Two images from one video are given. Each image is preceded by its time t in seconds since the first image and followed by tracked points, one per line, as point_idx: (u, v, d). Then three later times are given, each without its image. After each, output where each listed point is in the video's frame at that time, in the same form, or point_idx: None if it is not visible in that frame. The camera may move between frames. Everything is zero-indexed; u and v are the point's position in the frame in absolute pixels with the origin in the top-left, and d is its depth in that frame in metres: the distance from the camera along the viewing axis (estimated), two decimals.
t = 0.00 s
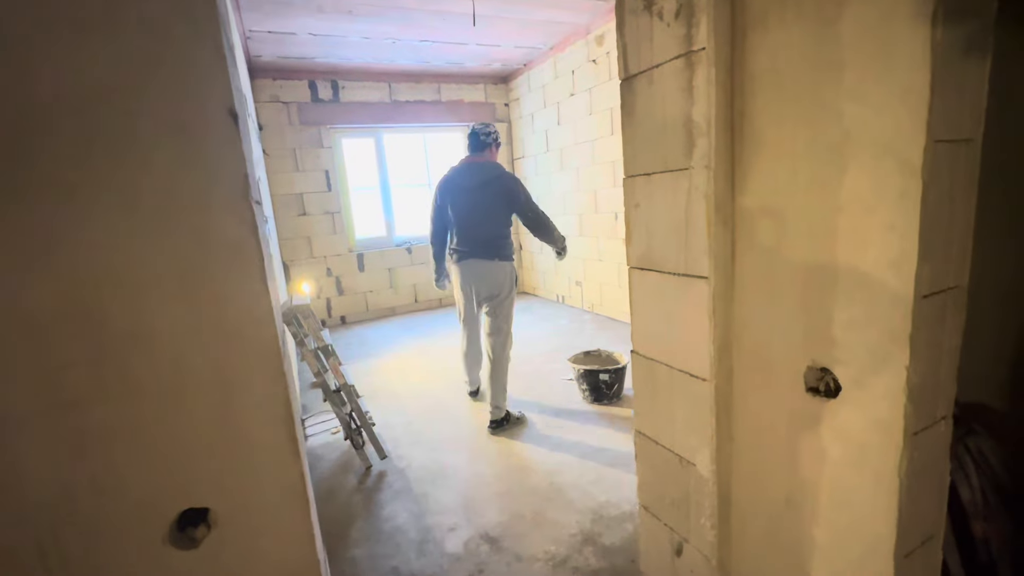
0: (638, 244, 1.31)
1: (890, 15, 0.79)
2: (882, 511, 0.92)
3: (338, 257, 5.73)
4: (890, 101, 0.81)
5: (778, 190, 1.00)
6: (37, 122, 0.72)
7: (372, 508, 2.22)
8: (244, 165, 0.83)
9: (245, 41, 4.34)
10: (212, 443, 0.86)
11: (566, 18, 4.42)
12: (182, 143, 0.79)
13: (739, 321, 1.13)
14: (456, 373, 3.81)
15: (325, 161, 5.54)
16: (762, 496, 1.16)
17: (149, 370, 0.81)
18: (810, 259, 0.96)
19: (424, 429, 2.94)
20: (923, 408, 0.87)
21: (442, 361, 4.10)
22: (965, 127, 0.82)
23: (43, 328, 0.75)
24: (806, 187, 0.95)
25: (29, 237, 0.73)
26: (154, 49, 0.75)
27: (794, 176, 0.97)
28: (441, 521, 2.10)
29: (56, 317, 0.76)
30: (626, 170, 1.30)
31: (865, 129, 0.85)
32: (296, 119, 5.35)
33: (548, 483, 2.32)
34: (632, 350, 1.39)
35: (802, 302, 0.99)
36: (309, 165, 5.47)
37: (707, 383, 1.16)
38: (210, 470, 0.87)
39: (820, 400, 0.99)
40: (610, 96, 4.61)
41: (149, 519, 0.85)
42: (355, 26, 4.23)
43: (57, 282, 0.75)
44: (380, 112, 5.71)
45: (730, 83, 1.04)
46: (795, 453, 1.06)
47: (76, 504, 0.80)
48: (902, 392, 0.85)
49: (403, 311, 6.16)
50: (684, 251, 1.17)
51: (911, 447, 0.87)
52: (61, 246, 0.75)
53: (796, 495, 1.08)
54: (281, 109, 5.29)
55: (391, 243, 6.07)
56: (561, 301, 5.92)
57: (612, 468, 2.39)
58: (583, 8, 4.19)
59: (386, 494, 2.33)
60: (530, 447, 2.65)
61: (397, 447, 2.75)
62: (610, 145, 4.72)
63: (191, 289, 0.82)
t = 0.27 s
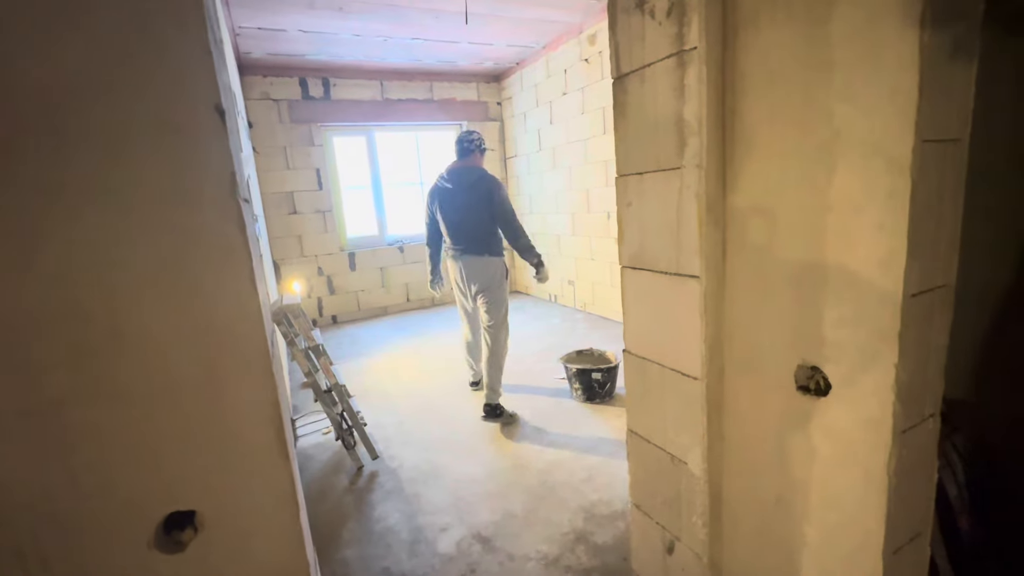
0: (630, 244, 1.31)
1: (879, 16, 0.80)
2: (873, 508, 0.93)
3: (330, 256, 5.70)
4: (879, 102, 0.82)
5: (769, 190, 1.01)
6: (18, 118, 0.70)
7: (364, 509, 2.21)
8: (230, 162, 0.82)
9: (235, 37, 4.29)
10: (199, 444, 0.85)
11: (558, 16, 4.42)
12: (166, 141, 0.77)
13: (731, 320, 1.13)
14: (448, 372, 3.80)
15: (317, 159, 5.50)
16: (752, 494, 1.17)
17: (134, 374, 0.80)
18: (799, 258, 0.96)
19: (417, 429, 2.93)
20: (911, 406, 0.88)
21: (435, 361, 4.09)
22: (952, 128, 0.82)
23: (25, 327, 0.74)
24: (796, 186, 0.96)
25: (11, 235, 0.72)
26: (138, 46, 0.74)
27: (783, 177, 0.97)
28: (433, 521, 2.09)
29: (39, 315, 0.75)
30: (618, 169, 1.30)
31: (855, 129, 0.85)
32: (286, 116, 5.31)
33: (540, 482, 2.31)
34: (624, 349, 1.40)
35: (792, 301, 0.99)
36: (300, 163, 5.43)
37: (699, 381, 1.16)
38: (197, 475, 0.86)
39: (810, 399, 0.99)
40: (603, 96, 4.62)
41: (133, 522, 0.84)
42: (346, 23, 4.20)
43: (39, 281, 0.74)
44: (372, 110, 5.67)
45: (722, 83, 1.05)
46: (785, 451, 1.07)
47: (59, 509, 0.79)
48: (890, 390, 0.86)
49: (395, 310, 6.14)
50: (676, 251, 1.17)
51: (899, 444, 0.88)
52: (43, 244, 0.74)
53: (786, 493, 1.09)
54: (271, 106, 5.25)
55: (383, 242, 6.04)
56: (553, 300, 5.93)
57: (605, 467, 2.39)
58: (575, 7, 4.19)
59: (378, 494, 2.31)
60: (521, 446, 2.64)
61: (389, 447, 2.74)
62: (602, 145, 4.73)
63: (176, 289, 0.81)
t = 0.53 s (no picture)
0: (626, 244, 1.31)
1: (879, 16, 0.79)
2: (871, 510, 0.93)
3: (319, 255, 5.64)
4: (878, 102, 0.81)
5: (767, 190, 1.00)
6: None
7: (354, 511, 2.18)
8: (222, 159, 0.79)
9: (222, 32, 4.22)
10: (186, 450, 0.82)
11: (550, 16, 4.41)
12: (154, 138, 0.75)
13: (727, 321, 1.12)
14: (440, 372, 3.78)
15: (306, 157, 5.43)
16: (749, 495, 1.16)
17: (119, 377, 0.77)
18: (797, 259, 0.96)
19: (408, 430, 2.89)
20: (909, 407, 0.88)
21: (426, 361, 4.06)
22: (951, 129, 0.82)
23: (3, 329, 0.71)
24: (795, 187, 0.95)
25: None
26: (124, 39, 0.71)
27: (781, 177, 0.97)
28: (425, 523, 2.07)
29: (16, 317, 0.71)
30: (614, 168, 1.29)
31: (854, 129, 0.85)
32: (275, 113, 5.24)
33: (532, 483, 2.30)
34: (620, 350, 1.39)
35: (790, 302, 0.99)
36: (289, 161, 5.37)
37: (696, 382, 1.15)
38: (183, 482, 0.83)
39: (808, 400, 0.99)
40: (595, 95, 4.61)
41: (118, 531, 0.81)
42: (336, 19, 4.15)
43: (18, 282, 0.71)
44: (362, 108, 5.62)
45: (720, 82, 1.04)
46: (782, 453, 1.06)
47: (40, 520, 0.76)
48: (889, 391, 0.85)
49: (385, 310, 6.09)
50: (673, 251, 1.16)
51: (897, 446, 0.88)
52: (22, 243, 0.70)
53: (783, 494, 1.08)
54: (260, 103, 5.18)
55: (373, 240, 5.99)
56: (544, 300, 5.92)
57: (597, 467, 2.39)
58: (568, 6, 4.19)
59: (368, 496, 2.28)
60: (513, 447, 2.62)
61: (380, 448, 2.70)
62: (594, 144, 4.73)
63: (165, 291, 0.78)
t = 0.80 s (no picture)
0: (630, 242, 1.27)
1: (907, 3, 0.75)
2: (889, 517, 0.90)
3: (305, 254, 5.52)
4: (903, 94, 0.78)
5: (781, 186, 0.96)
6: None
7: (343, 518, 2.11)
8: (210, 145, 0.82)
9: (205, 23, 4.10)
10: (170, 425, 0.84)
11: (543, 14, 4.37)
12: (137, 115, 0.76)
13: (736, 322, 1.09)
14: (430, 374, 3.71)
15: (292, 153, 5.32)
16: (758, 502, 1.13)
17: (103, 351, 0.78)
18: (814, 258, 0.92)
19: (399, 432, 2.83)
20: (931, 411, 0.85)
21: (416, 362, 3.99)
22: (978, 123, 0.79)
23: None
24: (811, 182, 0.91)
25: None
26: (114, 26, 0.73)
27: (795, 173, 0.93)
28: (417, 530, 2.01)
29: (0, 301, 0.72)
30: (618, 164, 1.26)
31: (877, 123, 0.81)
32: (260, 108, 5.12)
33: (527, 487, 2.25)
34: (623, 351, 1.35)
35: (805, 302, 0.95)
36: (275, 157, 5.25)
37: (704, 385, 1.12)
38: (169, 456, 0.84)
39: (823, 404, 0.96)
40: (587, 95, 4.58)
41: (102, 508, 0.81)
42: (324, 13, 4.06)
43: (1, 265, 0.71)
44: (350, 104, 5.52)
45: (732, 73, 1.00)
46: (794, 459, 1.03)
47: (17, 502, 0.76)
48: (913, 395, 0.82)
49: (373, 310, 5.99)
50: (681, 249, 1.12)
51: (918, 451, 0.85)
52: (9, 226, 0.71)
53: (794, 501, 1.05)
54: (245, 98, 5.06)
55: (361, 239, 5.90)
56: (535, 300, 5.88)
57: (593, 470, 2.34)
58: (560, 4, 4.15)
59: (358, 502, 2.21)
60: (507, 449, 2.57)
61: (370, 452, 2.63)
62: (586, 144, 4.69)
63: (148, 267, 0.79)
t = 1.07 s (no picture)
0: (644, 252, 1.21)
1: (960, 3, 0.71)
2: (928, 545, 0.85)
3: (291, 257, 5.38)
4: (954, 99, 0.73)
5: (813, 196, 0.91)
6: None
7: (332, 536, 2.01)
8: (201, 142, 0.69)
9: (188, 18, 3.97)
10: (164, 455, 0.73)
11: (536, 17, 4.33)
12: (109, 84, 0.63)
13: (761, 337, 1.03)
14: (420, 382, 3.62)
15: (278, 154, 5.19)
16: (781, 527, 1.07)
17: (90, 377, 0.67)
18: (850, 272, 0.87)
19: (389, 444, 2.73)
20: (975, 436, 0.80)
21: (406, 370, 3.89)
22: None
23: None
24: (847, 191, 0.86)
25: None
26: None
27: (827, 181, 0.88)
28: (411, 549, 1.92)
29: None
30: (632, 169, 1.20)
31: (922, 130, 0.77)
32: (244, 107, 4.99)
33: (524, 501, 2.17)
34: (635, 366, 1.30)
35: (837, 318, 0.90)
36: (260, 158, 5.12)
37: (725, 404, 1.06)
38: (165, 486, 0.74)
39: (856, 426, 0.91)
40: (580, 99, 4.54)
41: (89, 552, 0.71)
42: (312, 10, 3.96)
43: None
44: (338, 105, 5.41)
45: (761, 74, 0.94)
46: (823, 483, 0.98)
47: None
48: (959, 419, 0.78)
49: (360, 315, 5.86)
50: (701, 260, 1.07)
51: (964, 479, 0.80)
52: None
53: (823, 527, 1.00)
54: (229, 96, 4.92)
55: (348, 243, 5.77)
56: (526, 306, 5.82)
57: (592, 483, 2.28)
58: (554, 7, 4.11)
59: (348, 519, 2.11)
60: (502, 461, 2.50)
61: (359, 465, 2.53)
62: (578, 148, 4.65)
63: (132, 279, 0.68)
